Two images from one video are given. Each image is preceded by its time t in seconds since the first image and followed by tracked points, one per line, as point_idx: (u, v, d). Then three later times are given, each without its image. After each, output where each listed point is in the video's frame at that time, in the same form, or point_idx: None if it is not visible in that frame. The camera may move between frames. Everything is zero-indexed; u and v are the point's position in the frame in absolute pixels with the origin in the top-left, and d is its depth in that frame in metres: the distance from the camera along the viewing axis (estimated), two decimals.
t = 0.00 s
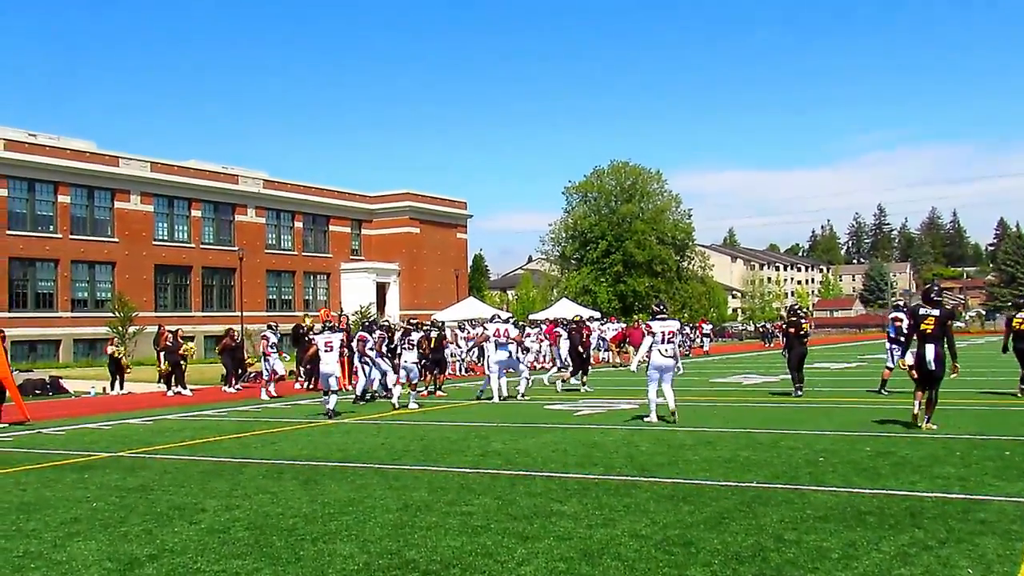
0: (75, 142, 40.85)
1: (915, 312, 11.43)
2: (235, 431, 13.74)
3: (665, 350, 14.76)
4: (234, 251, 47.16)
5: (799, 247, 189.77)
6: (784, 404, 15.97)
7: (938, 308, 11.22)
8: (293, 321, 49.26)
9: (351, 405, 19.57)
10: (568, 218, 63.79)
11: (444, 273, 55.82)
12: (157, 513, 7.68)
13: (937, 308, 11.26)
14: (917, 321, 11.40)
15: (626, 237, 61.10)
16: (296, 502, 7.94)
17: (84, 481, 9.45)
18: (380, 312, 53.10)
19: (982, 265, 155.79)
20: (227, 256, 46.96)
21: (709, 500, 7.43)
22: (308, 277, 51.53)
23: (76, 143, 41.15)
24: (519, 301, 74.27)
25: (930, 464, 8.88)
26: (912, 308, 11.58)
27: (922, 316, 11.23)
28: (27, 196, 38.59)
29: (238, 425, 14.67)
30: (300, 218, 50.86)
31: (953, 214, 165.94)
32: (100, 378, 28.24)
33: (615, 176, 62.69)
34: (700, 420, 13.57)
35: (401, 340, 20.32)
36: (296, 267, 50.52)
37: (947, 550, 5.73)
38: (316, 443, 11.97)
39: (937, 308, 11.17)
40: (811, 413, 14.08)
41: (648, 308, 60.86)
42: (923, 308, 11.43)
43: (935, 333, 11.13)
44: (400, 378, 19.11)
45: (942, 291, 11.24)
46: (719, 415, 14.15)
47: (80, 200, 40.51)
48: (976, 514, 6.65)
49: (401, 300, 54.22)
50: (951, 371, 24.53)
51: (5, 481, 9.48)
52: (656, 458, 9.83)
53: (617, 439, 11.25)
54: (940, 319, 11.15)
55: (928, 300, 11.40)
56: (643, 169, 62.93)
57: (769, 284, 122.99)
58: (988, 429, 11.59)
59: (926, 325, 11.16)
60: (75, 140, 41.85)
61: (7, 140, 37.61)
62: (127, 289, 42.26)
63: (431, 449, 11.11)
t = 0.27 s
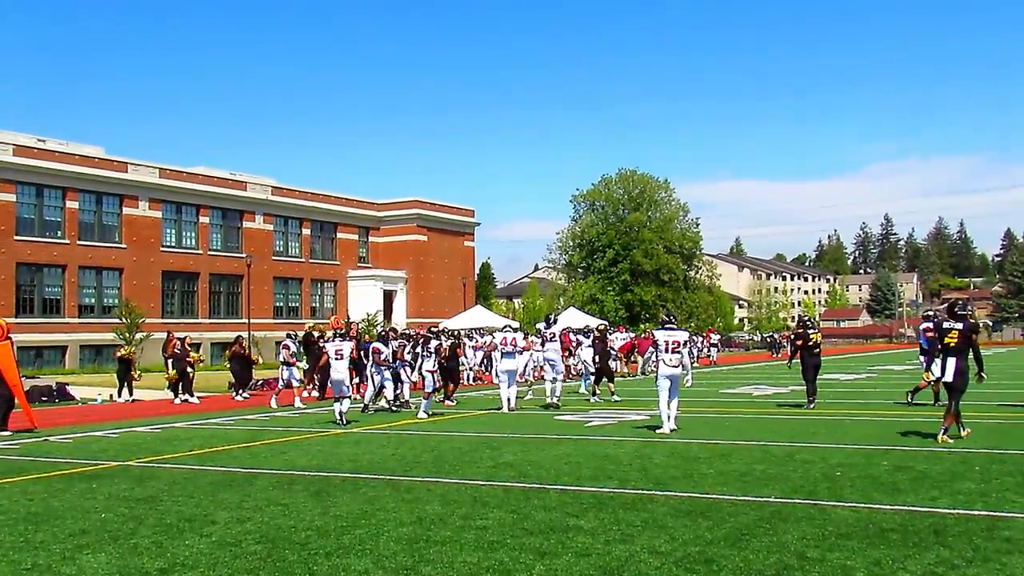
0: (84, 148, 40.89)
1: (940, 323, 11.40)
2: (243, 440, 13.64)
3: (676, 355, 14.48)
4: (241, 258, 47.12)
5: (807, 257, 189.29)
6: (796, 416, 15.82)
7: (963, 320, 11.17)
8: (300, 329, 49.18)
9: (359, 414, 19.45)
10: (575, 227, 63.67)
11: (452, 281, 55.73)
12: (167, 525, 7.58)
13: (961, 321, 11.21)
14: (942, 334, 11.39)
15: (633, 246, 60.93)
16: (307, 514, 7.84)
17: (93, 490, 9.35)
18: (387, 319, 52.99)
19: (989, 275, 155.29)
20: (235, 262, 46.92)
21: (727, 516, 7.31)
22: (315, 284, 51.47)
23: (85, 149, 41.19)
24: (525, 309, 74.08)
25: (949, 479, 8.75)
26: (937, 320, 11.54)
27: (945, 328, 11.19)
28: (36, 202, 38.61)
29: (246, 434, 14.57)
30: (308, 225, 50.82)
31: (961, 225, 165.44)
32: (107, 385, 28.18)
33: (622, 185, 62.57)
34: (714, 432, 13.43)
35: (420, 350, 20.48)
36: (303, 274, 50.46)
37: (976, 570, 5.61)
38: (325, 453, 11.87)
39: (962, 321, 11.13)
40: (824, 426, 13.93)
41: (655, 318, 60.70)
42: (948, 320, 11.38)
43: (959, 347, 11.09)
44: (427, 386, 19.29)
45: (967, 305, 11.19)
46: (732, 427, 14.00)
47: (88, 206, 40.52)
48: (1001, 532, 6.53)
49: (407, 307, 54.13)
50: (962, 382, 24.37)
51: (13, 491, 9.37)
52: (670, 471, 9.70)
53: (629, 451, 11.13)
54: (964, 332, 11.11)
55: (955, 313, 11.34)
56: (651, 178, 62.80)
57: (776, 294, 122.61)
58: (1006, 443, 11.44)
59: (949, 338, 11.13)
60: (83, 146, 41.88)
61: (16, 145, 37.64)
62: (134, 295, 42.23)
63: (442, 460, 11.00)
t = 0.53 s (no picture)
0: (66, 152, 40.63)
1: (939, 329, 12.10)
2: (231, 446, 13.53)
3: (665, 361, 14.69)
4: (224, 263, 46.89)
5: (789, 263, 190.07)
6: (783, 420, 15.85)
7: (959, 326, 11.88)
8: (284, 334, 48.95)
9: (346, 419, 19.35)
10: (559, 232, 63.69)
11: (436, 286, 55.62)
12: (157, 531, 7.50)
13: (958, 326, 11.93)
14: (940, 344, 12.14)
15: (617, 252, 60.98)
16: (299, 520, 7.77)
17: (79, 497, 9.25)
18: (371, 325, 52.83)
19: (969, 282, 156.36)
20: (218, 267, 46.69)
21: (723, 520, 7.30)
22: (300, 289, 51.25)
23: (67, 153, 40.93)
24: (510, 314, 74.02)
25: (941, 483, 8.76)
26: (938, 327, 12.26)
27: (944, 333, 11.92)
28: (17, 207, 38.32)
29: (232, 439, 14.46)
30: (292, 230, 50.63)
31: (942, 231, 166.48)
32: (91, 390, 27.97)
33: (607, 190, 62.65)
34: (702, 436, 13.43)
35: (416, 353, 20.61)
36: (287, 280, 50.26)
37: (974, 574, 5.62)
38: (314, 458, 11.80)
39: (959, 326, 11.83)
40: (813, 429, 13.95)
41: (639, 323, 60.76)
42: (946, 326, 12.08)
43: (957, 350, 11.79)
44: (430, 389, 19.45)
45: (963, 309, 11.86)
46: (720, 432, 14.00)
47: (70, 211, 40.24)
48: (996, 536, 6.56)
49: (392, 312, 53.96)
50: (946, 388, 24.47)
51: None
52: (663, 475, 9.69)
53: (621, 456, 11.11)
54: (962, 336, 11.82)
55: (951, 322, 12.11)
56: (635, 184, 62.90)
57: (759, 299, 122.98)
58: (994, 447, 11.47)
59: (948, 342, 11.86)
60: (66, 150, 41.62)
61: None
62: (117, 300, 41.94)
63: (432, 465, 10.94)
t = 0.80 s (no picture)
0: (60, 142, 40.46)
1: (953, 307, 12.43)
2: (232, 433, 13.52)
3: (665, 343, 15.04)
4: (221, 251, 46.79)
5: (785, 245, 190.05)
6: (783, 401, 15.86)
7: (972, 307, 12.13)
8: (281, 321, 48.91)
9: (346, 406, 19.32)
10: (555, 217, 63.60)
11: (433, 272, 55.55)
12: (162, 519, 7.49)
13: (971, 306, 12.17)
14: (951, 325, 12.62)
15: (613, 236, 60.91)
16: (304, 506, 7.77)
17: (83, 486, 9.24)
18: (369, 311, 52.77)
19: (965, 261, 156.59)
20: (214, 256, 46.60)
21: (728, 501, 7.31)
22: (296, 276, 51.18)
23: (61, 143, 40.77)
24: (506, 299, 73.98)
25: (944, 463, 8.76)
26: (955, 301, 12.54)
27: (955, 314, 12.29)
28: (11, 197, 38.20)
29: (233, 428, 14.45)
30: (288, 218, 50.53)
31: (937, 211, 166.49)
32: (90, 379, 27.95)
33: (602, 174, 62.56)
34: (703, 418, 13.43)
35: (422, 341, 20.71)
36: (284, 267, 50.19)
37: (981, 552, 5.63)
38: (317, 445, 11.79)
39: (969, 308, 12.09)
40: (813, 411, 13.96)
41: (635, 306, 60.80)
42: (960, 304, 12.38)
43: (968, 331, 12.17)
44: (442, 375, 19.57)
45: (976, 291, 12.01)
46: (720, 414, 14.00)
47: (65, 201, 40.12)
48: (1000, 514, 6.58)
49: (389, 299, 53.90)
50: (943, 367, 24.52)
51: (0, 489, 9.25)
52: (665, 458, 9.70)
53: (623, 439, 11.12)
54: (972, 317, 12.15)
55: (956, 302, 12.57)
56: (630, 167, 62.80)
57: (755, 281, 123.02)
58: (994, 425, 11.49)
59: (960, 323, 12.25)
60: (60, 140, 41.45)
61: None
62: (113, 290, 41.86)
63: (435, 450, 10.94)
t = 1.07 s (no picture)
0: (45, 139, 40.24)
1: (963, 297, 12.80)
2: (222, 432, 13.48)
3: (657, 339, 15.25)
4: (208, 248, 46.62)
5: (773, 236, 190.45)
6: (773, 392, 15.89)
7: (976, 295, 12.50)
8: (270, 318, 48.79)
9: (335, 402, 19.32)
10: (544, 211, 63.59)
11: (422, 267, 55.48)
12: (153, 518, 7.47)
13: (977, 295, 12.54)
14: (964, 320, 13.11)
15: (602, 228, 60.91)
16: (296, 504, 7.75)
17: (74, 486, 9.20)
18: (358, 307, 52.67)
19: (952, 251, 157.27)
20: (202, 253, 46.43)
21: (719, 493, 7.33)
22: (285, 273, 51.05)
23: (47, 141, 40.54)
24: (496, 293, 73.96)
25: (934, 452, 8.80)
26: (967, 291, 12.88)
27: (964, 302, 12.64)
28: None
29: (223, 425, 14.40)
30: (276, 214, 50.37)
31: (924, 201, 167.04)
32: (79, 379, 27.82)
33: (590, 167, 62.61)
34: (694, 411, 13.45)
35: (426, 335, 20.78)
36: (272, 264, 50.05)
37: (971, 540, 5.66)
38: (307, 442, 11.77)
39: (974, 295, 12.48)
40: (804, 402, 14.00)
41: (625, 299, 60.56)
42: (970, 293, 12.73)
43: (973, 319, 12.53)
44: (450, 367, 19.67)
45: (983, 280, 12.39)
46: (711, 406, 14.03)
47: (51, 199, 39.89)
48: (990, 502, 6.61)
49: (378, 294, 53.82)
50: (931, 356, 24.66)
51: None
52: (657, 451, 9.71)
53: (614, 432, 11.13)
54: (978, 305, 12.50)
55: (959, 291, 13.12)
56: (618, 160, 62.84)
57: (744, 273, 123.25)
58: (984, 414, 11.53)
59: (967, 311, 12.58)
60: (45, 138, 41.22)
61: None
62: (101, 288, 41.67)
63: (427, 446, 10.92)
